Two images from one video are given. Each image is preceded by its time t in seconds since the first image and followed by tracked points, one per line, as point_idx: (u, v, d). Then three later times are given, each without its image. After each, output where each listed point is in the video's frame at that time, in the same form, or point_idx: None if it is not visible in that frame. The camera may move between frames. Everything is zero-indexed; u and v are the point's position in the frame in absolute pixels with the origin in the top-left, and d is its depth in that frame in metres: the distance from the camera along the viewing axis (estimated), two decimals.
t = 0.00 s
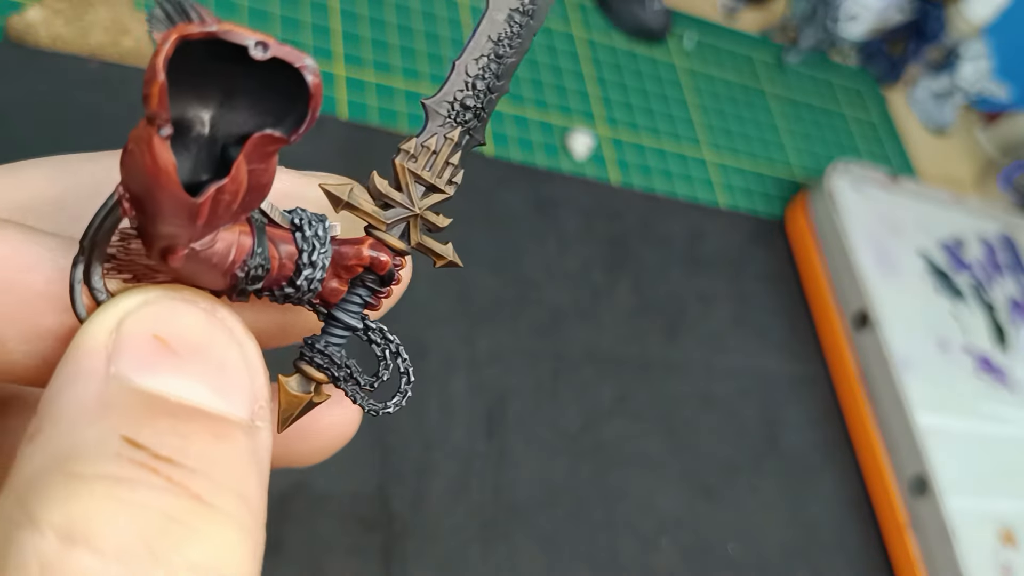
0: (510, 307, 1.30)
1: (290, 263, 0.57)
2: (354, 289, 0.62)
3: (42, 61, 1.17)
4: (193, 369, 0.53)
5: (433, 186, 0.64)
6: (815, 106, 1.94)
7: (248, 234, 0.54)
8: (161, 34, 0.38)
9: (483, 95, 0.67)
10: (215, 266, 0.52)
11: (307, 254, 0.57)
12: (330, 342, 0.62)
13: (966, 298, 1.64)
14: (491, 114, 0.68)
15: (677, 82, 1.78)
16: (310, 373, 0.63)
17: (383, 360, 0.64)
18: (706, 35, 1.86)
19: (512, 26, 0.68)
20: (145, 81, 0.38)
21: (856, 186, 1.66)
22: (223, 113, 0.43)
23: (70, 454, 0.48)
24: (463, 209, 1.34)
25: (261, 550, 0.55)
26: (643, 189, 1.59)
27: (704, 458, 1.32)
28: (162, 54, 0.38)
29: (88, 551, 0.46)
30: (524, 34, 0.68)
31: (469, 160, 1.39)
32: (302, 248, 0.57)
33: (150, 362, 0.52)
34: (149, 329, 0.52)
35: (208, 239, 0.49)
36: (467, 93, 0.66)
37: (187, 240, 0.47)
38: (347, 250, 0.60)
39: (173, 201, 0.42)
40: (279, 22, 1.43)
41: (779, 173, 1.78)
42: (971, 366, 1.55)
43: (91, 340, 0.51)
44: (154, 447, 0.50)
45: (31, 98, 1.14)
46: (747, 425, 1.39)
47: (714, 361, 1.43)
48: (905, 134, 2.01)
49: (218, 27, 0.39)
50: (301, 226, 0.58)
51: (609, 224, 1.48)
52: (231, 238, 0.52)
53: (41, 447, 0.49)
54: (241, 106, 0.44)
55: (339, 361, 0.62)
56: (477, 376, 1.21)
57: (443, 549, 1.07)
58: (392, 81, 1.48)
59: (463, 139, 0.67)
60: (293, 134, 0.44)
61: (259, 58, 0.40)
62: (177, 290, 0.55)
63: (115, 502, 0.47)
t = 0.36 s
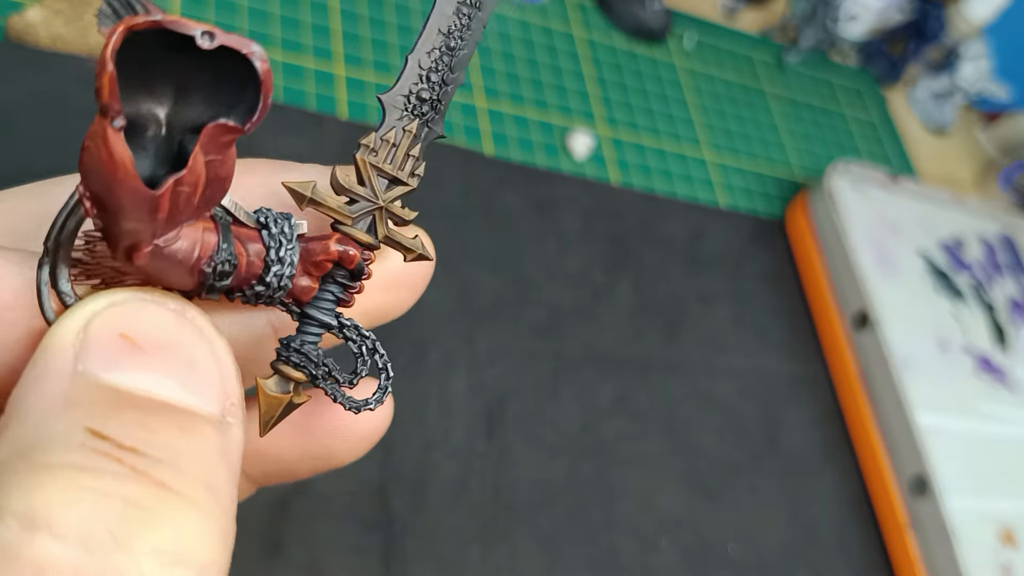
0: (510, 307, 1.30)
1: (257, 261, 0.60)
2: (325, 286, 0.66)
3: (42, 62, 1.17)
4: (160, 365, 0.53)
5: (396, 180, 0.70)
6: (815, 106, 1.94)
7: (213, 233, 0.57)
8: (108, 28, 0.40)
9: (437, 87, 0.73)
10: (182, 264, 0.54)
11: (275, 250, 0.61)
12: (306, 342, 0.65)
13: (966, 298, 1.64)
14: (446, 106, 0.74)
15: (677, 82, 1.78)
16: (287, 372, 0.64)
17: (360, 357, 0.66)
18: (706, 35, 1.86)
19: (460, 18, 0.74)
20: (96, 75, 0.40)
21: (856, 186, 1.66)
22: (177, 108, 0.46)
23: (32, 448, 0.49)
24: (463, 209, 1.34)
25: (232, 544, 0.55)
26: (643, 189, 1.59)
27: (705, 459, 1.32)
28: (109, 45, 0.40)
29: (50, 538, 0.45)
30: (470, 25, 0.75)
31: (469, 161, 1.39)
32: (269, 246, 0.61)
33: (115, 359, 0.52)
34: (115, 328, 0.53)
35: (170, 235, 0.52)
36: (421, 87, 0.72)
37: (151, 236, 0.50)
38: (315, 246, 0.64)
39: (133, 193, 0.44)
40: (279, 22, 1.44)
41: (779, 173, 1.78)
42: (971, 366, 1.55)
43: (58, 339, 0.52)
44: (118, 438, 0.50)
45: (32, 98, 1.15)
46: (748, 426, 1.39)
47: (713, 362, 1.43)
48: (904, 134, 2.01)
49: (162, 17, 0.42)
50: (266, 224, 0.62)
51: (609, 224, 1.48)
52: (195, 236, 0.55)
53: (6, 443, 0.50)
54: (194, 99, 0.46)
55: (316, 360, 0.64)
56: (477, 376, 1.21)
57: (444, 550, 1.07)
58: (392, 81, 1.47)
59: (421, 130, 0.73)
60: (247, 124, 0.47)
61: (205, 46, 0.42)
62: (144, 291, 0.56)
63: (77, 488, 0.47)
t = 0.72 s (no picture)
0: (510, 307, 1.30)
1: (258, 279, 0.64)
2: (329, 312, 0.69)
3: (42, 62, 1.17)
4: (151, 365, 0.56)
5: (399, 208, 0.73)
6: (815, 106, 1.94)
7: (213, 248, 0.60)
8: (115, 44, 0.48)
9: (442, 121, 0.78)
10: (181, 274, 0.58)
11: (277, 269, 0.65)
12: (310, 365, 0.68)
13: (966, 298, 1.64)
14: (450, 139, 0.79)
15: (677, 82, 1.78)
16: (288, 395, 0.66)
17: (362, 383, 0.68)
18: (707, 35, 1.86)
19: (465, 57, 0.79)
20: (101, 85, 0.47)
21: (856, 186, 1.66)
22: (180, 124, 0.54)
23: (21, 424, 0.53)
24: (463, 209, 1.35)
25: (202, 531, 0.59)
26: (644, 189, 1.59)
27: (704, 459, 1.32)
28: (114, 56, 0.47)
29: (22, 503, 0.49)
30: (475, 64, 0.80)
31: (469, 161, 1.40)
32: (271, 265, 0.65)
33: (108, 357, 0.55)
34: (110, 329, 0.55)
35: (172, 246, 0.57)
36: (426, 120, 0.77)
37: (150, 244, 0.55)
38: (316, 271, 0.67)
39: (131, 197, 0.50)
40: (279, 22, 1.43)
41: (779, 173, 1.78)
42: (971, 366, 1.55)
43: (57, 337, 0.55)
44: (100, 423, 0.54)
45: (31, 97, 1.14)
46: (748, 426, 1.39)
47: (714, 363, 1.43)
48: (904, 134, 2.01)
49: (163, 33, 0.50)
50: (269, 246, 0.66)
51: (609, 224, 1.48)
52: (195, 249, 0.59)
53: None
54: (197, 117, 0.54)
55: (316, 382, 0.67)
56: (477, 376, 1.21)
57: (444, 550, 1.07)
58: (391, 81, 1.47)
59: (426, 160, 0.77)
60: (242, 136, 0.54)
61: (205, 61, 0.50)
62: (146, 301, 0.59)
63: (55, 462, 0.51)
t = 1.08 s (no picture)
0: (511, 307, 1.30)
1: (324, 370, 0.67)
2: (387, 412, 0.71)
3: (41, 61, 1.17)
4: (201, 438, 0.59)
5: (478, 320, 0.74)
6: (815, 106, 1.94)
7: (286, 334, 0.62)
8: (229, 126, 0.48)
9: (542, 241, 0.79)
10: (249, 357, 0.60)
11: (343, 364, 0.67)
12: (356, 463, 0.70)
13: (966, 298, 1.64)
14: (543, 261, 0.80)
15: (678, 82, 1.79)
16: (329, 488, 0.68)
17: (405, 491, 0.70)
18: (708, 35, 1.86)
19: (578, 179, 0.80)
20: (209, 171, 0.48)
21: (856, 186, 1.66)
22: (279, 211, 0.53)
23: (70, 475, 0.57)
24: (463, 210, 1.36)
25: None
26: (644, 189, 1.59)
27: (704, 458, 1.32)
28: (226, 142, 0.47)
29: (52, 551, 0.52)
30: (589, 187, 0.81)
31: (469, 161, 1.41)
32: (339, 358, 0.68)
33: (163, 426, 0.59)
34: (169, 397, 0.59)
35: (244, 326, 0.58)
36: (526, 240, 0.79)
37: (226, 325, 0.54)
38: (384, 370, 0.70)
39: (212, 279, 0.50)
40: (279, 22, 1.44)
41: (779, 172, 1.78)
42: (971, 366, 1.55)
43: (116, 400, 0.59)
44: (143, 486, 0.57)
45: (30, 96, 1.15)
46: (748, 428, 1.39)
47: (714, 363, 1.43)
48: (904, 134, 2.01)
49: (279, 126, 0.49)
50: (341, 338, 0.68)
51: (609, 224, 1.48)
52: (267, 333, 0.61)
53: (47, 469, 0.58)
54: (294, 209, 0.53)
55: (360, 483, 0.68)
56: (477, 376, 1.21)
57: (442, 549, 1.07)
58: (392, 82, 1.47)
59: (515, 282, 0.78)
60: (338, 235, 0.52)
61: (314, 157, 0.49)
62: (205, 374, 0.63)
63: (91, 516, 0.54)
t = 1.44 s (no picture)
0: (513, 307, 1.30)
1: (187, 375, 0.67)
2: (263, 429, 0.72)
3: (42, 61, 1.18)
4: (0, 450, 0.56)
5: (367, 325, 0.74)
6: (815, 106, 1.94)
7: (127, 336, 0.63)
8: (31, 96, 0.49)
9: (449, 233, 0.79)
10: (80, 356, 0.61)
11: (205, 371, 0.67)
12: (226, 481, 0.72)
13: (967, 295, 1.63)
14: (453, 252, 0.80)
15: (677, 83, 1.78)
16: (192, 507, 0.71)
17: (281, 513, 0.73)
18: (709, 34, 1.85)
19: (491, 164, 0.79)
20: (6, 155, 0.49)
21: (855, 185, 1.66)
22: (111, 194, 0.56)
23: None
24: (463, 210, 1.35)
25: None
26: (644, 189, 1.61)
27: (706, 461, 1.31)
28: (23, 117, 0.48)
29: None
30: (504, 173, 0.80)
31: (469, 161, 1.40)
32: (201, 365, 0.67)
33: None
34: None
35: (67, 324, 0.59)
36: (428, 230, 0.78)
37: (45, 321, 0.57)
38: (256, 379, 0.69)
39: (20, 273, 0.52)
40: (279, 22, 1.43)
41: (779, 173, 1.79)
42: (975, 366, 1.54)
43: None
44: None
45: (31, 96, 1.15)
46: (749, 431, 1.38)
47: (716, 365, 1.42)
48: (904, 134, 2.03)
49: (82, 96, 0.50)
50: (205, 339, 0.68)
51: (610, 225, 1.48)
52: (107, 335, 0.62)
53: None
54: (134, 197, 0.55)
55: (227, 502, 0.71)
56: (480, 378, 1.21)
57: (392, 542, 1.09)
58: (392, 82, 1.47)
59: (416, 274, 0.78)
60: (156, 230, 0.53)
61: (134, 133, 0.50)
62: (37, 373, 0.61)
63: None
